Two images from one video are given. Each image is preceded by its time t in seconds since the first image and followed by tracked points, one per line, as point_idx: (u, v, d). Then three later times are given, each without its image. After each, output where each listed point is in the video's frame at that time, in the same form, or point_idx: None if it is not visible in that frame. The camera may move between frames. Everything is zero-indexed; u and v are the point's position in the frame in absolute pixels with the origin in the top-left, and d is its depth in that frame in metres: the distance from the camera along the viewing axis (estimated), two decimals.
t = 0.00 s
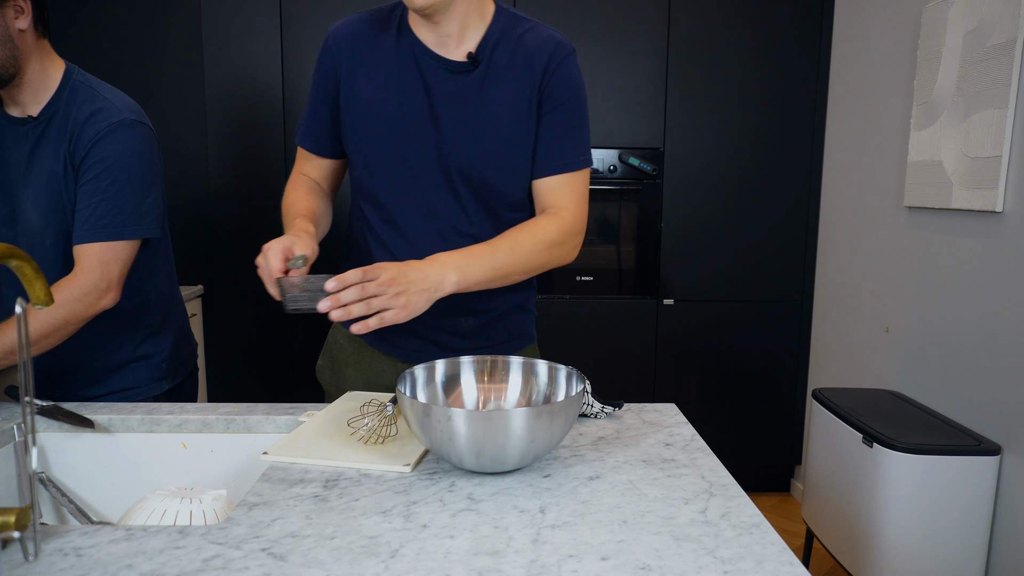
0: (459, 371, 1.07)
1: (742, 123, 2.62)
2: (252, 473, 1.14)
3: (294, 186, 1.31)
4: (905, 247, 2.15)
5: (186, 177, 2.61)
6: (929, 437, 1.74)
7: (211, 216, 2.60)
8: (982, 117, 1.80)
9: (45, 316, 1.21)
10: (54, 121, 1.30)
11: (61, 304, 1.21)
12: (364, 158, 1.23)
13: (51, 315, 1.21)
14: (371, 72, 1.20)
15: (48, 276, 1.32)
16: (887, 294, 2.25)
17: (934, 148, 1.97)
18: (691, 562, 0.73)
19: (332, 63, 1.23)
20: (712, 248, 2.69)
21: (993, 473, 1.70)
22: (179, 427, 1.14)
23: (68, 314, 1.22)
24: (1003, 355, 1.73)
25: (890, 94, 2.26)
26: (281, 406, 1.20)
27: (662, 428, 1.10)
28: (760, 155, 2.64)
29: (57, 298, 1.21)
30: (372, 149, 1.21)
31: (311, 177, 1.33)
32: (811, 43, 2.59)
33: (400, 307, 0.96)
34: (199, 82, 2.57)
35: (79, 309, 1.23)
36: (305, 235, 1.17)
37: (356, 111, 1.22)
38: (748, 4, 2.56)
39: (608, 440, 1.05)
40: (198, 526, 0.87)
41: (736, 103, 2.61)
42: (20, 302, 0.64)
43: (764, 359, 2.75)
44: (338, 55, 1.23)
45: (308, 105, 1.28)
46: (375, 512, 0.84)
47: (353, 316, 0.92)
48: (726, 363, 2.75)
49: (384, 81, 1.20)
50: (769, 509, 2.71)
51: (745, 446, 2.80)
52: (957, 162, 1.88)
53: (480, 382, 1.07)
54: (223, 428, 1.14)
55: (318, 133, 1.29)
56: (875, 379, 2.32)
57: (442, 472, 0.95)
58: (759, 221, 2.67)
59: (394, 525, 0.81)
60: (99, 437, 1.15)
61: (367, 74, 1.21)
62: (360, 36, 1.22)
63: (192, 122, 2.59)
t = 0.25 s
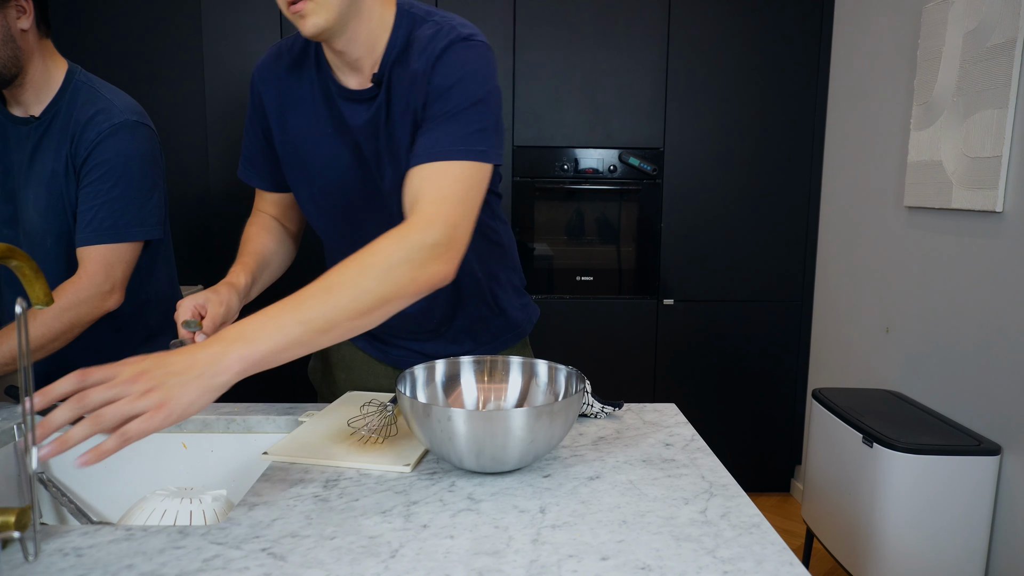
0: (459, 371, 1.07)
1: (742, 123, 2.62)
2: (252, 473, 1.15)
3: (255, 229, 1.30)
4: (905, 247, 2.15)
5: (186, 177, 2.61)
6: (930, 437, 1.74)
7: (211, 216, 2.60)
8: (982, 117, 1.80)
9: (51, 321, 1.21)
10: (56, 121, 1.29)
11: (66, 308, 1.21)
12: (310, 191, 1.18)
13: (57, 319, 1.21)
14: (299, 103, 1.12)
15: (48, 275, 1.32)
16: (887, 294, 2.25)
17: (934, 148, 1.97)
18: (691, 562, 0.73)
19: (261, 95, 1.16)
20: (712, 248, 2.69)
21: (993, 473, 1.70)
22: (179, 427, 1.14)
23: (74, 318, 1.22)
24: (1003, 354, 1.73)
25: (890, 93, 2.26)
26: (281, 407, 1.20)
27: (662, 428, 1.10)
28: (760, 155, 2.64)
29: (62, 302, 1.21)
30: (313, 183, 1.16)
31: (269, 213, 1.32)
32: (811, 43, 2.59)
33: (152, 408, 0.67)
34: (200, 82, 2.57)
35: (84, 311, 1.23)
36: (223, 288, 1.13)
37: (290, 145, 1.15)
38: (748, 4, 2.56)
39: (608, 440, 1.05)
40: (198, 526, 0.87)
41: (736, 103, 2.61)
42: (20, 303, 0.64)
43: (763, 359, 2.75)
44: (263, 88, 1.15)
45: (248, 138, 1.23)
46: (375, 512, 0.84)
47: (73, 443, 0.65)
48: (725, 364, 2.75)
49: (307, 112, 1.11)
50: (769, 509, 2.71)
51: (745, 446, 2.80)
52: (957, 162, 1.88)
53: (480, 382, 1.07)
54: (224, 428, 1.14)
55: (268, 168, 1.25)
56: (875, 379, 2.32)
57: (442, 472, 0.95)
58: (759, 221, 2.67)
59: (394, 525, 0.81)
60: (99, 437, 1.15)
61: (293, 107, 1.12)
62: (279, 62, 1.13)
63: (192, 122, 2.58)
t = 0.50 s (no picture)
0: (459, 371, 1.07)
1: (742, 123, 2.62)
2: (251, 473, 1.14)
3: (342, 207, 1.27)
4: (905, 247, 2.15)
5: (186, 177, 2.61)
6: (929, 438, 1.74)
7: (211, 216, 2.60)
8: (983, 117, 1.80)
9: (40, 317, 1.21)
10: (53, 120, 1.30)
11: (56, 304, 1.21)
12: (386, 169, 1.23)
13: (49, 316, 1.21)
14: (384, 85, 1.21)
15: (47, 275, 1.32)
16: (887, 294, 2.25)
17: (934, 148, 1.97)
18: (691, 562, 0.73)
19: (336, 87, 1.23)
20: (712, 248, 2.69)
21: (993, 473, 1.70)
22: (179, 427, 1.14)
23: (64, 314, 1.23)
24: (1003, 355, 1.73)
25: (890, 94, 2.26)
26: (281, 407, 1.20)
27: (663, 428, 1.10)
28: (760, 155, 2.64)
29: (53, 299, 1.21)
30: (397, 160, 1.22)
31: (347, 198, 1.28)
32: (811, 43, 2.59)
33: None
34: (200, 82, 2.57)
35: (75, 308, 1.23)
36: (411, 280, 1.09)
37: (373, 125, 1.22)
38: (748, 4, 2.56)
39: (608, 440, 1.05)
40: (197, 526, 0.87)
41: (735, 103, 2.61)
42: (20, 303, 0.63)
43: (764, 359, 2.75)
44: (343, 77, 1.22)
45: (321, 125, 1.25)
46: (375, 512, 0.84)
47: None
48: (725, 364, 2.75)
49: (400, 90, 1.20)
50: (768, 509, 2.71)
51: (745, 446, 2.80)
52: (957, 162, 1.88)
53: (480, 383, 1.07)
54: (223, 428, 1.14)
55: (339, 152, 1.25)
56: (875, 379, 2.32)
57: (442, 472, 0.95)
58: (759, 221, 2.67)
59: (394, 525, 0.81)
60: (99, 437, 1.15)
61: (379, 85, 1.21)
62: (367, 49, 1.22)
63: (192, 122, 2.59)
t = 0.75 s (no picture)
0: (459, 371, 1.07)
1: (742, 123, 2.62)
2: (251, 473, 1.14)
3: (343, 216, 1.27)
4: (905, 247, 2.15)
5: (186, 177, 2.61)
6: (929, 438, 1.73)
7: (211, 216, 2.60)
8: (983, 117, 1.80)
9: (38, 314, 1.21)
10: (54, 119, 1.29)
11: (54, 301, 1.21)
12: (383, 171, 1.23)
13: (48, 313, 1.22)
14: (379, 88, 1.21)
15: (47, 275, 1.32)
16: (887, 294, 2.25)
17: (934, 148, 1.97)
18: (691, 562, 0.73)
19: (332, 91, 1.23)
20: (712, 248, 2.69)
21: (993, 473, 1.70)
22: (179, 427, 1.14)
23: (62, 311, 1.23)
24: (1004, 355, 1.73)
25: (891, 94, 2.26)
26: (281, 407, 1.20)
27: (663, 428, 1.10)
28: (760, 155, 2.64)
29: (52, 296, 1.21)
30: (394, 162, 1.22)
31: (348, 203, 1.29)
32: (812, 43, 2.59)
33: None
34: (200, 82, 2.57)
35: (74, 305, 1.23)
36: (409, 294, 1.08)
37: (369, 128, 1.22)
38: (748, 4, 2.56)
39: (608, 440, 1.05)
40: (198, 526, 0.87)
41: (735, 103, 2.61)
42: (21, 302, 0.63)
43: (764, 359, 2.75)
44: (337, 82, 1.22)
45: (318, 130, 1.26)
46: (375, 512, 0.84)
47: None
48: (725, 364, 2.75)
49: (395, 93, 1.20)
50: (768, 509, 2.71)
51: (745, 446, 2.80)
52: (957, 162, 1.88)
53: (480, 383, 1.07)
54: (223, 428, 1.14)
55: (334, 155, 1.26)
56: (874, 379, 2.32)
57: (442, 472, 0.95)
58: (759, 221, 2.67)
59: (394, 525, 0.80)
60: (99, 437, 1.15)
61: (373, 88, 1.21)
62: (361, 53, 1.22)
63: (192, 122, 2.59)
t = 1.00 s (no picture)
0: (459, 371, 1.07)
1: (742, 123, 2.62)
2: (252, 473, 1.14)
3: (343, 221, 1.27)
4: (905, 247, 2.15)
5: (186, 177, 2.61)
6: (929, 437, 1.74)
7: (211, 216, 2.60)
8: (983, 117, 1.80)
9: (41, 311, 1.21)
10: (54, 118, 1.29)
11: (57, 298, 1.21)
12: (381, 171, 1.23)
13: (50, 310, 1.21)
14: (377, 88, 1.21)
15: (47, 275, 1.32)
16: (887, 294, 2.25)
17: (934, 148, 1.97)
18: (691, 562, 0.73)
19: (330, 92, 1.23)
20: (712, 248, 2.69)
21: (993, 473, 1.70)
22: (179, 427, 1.14)
23: (65, 309, 1.23)
24: (1004, 355, 1.73)
25: (891, 94, 2.26)
26: (281, 407, 1.20)
27: (663, 428, 1.10)
28: (760, 155, 2.64)
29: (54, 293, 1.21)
30: (392, 162, 1.22)
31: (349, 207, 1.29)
32: (812, 43, 2.59)
33: None
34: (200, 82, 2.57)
35: (76, 303, 1.23)
36: (405, 300, 1.08)
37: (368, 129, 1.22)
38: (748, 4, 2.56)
39: (608, 440, 1.05)
40: (198, 526, 0.87)
41: (735, 103, 2.61)
42: (22, 303, 0.63)
43: (764, 359, 2.75)
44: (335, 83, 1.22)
45: (317, 131, 1.26)
46: (375, 512, 0.84)
47: None
48: (725, 364, 2.75)
49: (393, 93, 1.20)
50: (769, 509, 2.71)
51: (745, 446, 2.80)
52: (957, 162, 1.88)
53: (480, 383, 1.07)
54: (223, 428, 1.14)
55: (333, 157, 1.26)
56: (874, 379, 2.32)
57: (442, 472, 0.95)
58: (760, 221, 2.67)
59: (394, 525, 0.80)
60: (99, 437, 1.15)
61: (372, 89, 1.21)
62: (359, 54, 1.22)
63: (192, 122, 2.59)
